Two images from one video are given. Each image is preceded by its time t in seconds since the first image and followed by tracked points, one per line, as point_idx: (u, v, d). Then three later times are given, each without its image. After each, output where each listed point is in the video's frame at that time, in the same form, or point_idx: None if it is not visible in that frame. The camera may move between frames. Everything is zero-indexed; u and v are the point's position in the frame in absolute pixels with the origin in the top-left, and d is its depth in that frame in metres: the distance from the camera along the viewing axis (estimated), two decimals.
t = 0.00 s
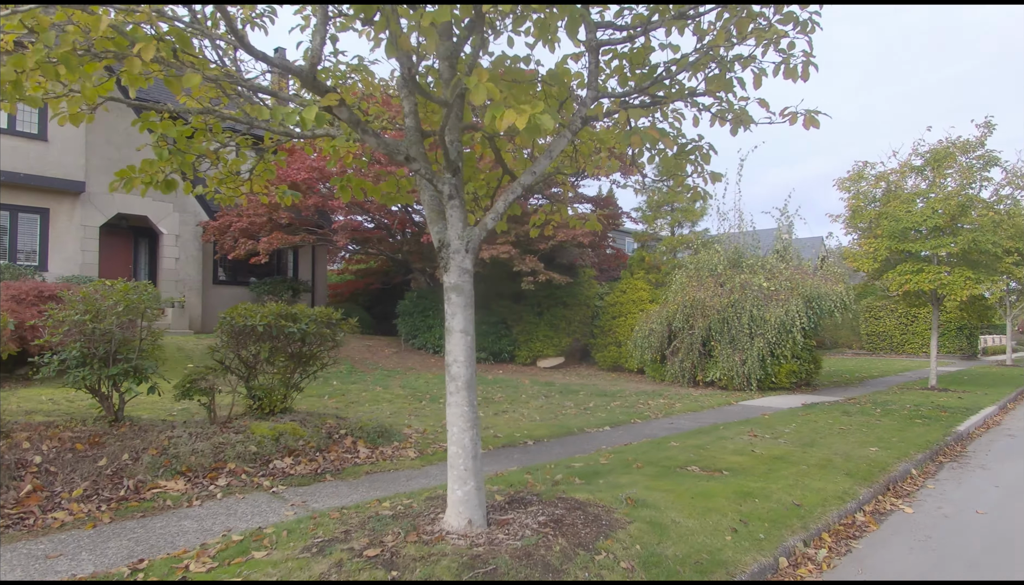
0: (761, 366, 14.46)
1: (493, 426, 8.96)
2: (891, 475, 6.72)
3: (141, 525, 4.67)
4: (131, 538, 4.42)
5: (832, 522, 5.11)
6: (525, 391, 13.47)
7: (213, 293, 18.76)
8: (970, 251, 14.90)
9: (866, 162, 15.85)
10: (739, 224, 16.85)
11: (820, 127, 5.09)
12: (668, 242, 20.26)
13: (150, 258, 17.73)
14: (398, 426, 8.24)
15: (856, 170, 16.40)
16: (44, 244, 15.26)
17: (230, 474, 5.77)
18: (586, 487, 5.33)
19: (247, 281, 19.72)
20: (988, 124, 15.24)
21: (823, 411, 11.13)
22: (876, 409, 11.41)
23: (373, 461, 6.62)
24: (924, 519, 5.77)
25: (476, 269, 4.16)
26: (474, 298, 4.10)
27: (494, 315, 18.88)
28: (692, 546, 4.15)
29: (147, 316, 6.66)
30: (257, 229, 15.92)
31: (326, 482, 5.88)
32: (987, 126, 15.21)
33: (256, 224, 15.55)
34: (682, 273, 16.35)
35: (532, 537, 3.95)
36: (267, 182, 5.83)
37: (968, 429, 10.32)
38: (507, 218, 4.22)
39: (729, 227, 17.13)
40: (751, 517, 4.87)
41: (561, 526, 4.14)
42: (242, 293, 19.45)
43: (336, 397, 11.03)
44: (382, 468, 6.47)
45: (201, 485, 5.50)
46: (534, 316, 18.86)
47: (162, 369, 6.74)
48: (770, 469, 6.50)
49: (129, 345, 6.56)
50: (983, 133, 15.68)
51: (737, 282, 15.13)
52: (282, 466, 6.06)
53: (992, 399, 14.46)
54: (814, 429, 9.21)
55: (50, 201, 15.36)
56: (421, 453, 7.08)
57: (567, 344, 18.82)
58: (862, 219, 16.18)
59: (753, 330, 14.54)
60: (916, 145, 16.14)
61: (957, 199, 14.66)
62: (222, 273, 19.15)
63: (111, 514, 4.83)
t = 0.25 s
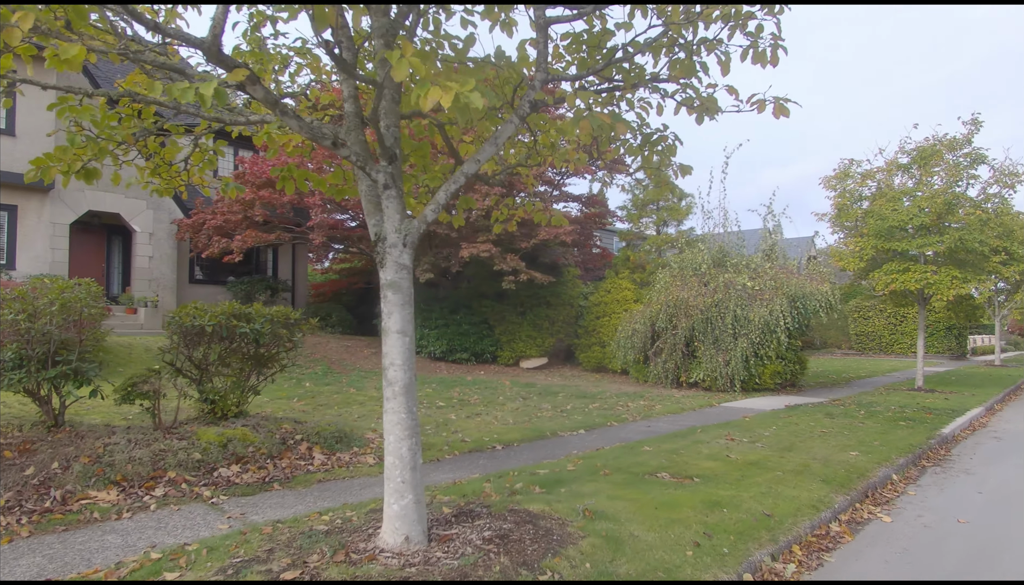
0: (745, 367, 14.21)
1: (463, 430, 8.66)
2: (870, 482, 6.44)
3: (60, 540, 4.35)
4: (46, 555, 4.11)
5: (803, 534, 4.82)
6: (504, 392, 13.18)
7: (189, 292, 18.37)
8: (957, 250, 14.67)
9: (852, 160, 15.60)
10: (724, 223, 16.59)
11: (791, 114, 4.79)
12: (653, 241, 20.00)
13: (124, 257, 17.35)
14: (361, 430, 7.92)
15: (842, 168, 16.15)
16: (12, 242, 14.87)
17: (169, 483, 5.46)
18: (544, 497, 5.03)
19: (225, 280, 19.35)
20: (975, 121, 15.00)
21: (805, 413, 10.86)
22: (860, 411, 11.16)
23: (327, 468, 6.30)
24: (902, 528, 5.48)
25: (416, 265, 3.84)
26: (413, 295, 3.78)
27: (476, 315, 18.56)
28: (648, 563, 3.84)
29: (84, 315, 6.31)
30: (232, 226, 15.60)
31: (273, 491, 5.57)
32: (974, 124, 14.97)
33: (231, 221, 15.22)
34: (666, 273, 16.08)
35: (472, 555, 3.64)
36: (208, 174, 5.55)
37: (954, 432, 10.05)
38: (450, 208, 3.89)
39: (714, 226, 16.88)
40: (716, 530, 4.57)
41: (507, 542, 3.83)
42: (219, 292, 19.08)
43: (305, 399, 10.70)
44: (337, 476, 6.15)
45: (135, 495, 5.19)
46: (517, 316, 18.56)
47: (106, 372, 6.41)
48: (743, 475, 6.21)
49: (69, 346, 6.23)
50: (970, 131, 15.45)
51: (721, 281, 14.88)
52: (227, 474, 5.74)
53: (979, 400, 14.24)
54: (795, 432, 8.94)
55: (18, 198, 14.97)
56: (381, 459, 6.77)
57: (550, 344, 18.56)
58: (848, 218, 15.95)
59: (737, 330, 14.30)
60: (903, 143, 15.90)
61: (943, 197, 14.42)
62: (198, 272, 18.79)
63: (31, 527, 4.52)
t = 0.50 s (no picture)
0: (731, 368, 13.94)
1: (433, 433, 8.33)
2: (851, 489, 6.14)
3: None
4: None
5: (777, 548, 4.50)
6: (484, 394, 12.87)
7: (166, 291, 18.00)
8: (946, 249, 14.41)
9: (840, 157, 15.33)
10: (710, 221, 16.30)
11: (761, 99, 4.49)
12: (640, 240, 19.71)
13: (99, 256, 16.96)
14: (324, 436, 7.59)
15: (831, 165, 15.87)
16: None
17: (104, 494, 5.14)
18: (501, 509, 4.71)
19: (204, 279, 18.99)
20: (965, 117, 14.71)
21: (790, 415, 10.58)
22: (846, 413, 10.88)
23: (280, 476, 5.98)
24: (884, 541, 5.17)
25: (350, 260, 3.51)
26: (346, 293, 3.45)
27: (459, 314, 18.23)
28: None
29: (21, 315, 5.98)
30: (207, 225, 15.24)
31: (217, 502, 5.25)
32: (965, 120, 14.68)
33: (206, 219, 14.86)
34: (652, 272, 15.79)
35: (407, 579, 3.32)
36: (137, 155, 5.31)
37: (942, 435, 9.77)
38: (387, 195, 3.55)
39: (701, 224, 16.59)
40: (682, 545, 4.25)
41: (448, 563, 3.52)
42: (198, 292, 18.71)
43: (275, 402, 10.35)
44: (290, 484, 5.83)
45: (65, 507, 4.88)
46: (501, 315, 18.26)
47: (46, 375, 6.07)
48: (718, 483, 5.90)
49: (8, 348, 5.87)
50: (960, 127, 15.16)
51: (706, 280, 14.62)
52: (169, 484, 5.42)
53: (968, 401, 13.99)
54: (777, 436, 8.64)
55: None
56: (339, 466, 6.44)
57: (534, 345, 18.32)
58: (835, 217, 15.70)
59: (723, 330, 14.03)
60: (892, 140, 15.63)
61: (932, 195, 14.15)
62: (176, 271, 18.42)
63: None
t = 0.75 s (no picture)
0: (717, 369, 13.67)
1: (402, 437, 8.02)
2: (831, 496, 5.84)
3: None
4: None
5: (746, 562, 4.20)
6: (463, 396, 12.56)
7: (145, 291, 17.64)
8: (937, 247, 14.14)
9: (829, 153, 15.04)
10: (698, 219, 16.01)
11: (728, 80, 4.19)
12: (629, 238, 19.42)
13: (75, 254, 16.62)
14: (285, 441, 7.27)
15: (820, 162, 15.58)
16: None
17: (33, 504, 4.83)
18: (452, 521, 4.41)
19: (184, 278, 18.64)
20: (957, 113, 14.33)
21: (775, 417, 10.30)
22: (832, 415, 10.60)
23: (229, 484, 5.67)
24: (863, 552, 4.87)
25: (270, 252, 3.19)
26: (265, 289, 3.14)
27: (444, 314, 17.93)
28: None
29: None
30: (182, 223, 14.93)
31: (155, 513, 4.94)
32: (956, 116, 14.31)
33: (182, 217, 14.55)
34: (638, 271, 15.50)
35: None
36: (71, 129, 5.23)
37: (930, 437, 9.48)
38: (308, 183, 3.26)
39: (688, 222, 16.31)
40: (642, 560, 3.96)
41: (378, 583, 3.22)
42: (178, 291, 18.37)
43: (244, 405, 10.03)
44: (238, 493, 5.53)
45: None
46: (487, 315, 17.96)
47: None
48: (691, 490, 5.60)
49: None
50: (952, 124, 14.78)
51: (693, 279, 14.36)
52: (107, 493, 5.11)
53: (959, 402, 13.73)
54: (759, 439, 8.34)
55: None
56: (295, 473, 6.13)
57: (520, 345, 18.05)
58: (824, 215, 15.43)
59: (709, 330, 13.76)
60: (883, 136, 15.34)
61: (922, 193, 13.87)
62: (156, 270, 18.07)
63: None
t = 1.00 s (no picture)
0: (704, 369, 13.42)
1: (370, 441, 7.70)
2: (810, 503, 5.57)
3: None
4: None
5: (711, 577, 3.93)
6: (443, 397, 12.27)
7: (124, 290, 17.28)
8: (927, 245, 13.88)
9: (818, 150, 14.75)
10: (686, 217, 15.71)
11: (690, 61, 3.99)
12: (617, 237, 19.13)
13: (52, 252, 16.29)
14: (245, 445, 6.97)
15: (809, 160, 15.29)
16: None
17: None
18: (400, 533, 4.13)
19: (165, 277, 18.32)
20: (948, 108, 13.85)
21: (760, 418, 10.03)
22: (819, 416, 10.33)
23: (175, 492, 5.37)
24: (839, 563, 4.60)
25: (174, 242, 2.97)
26: (168, 281, 2.90)
27: (429, 313, 17.63)
28: None
29: None
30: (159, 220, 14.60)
31: (90, 523, 4.65)
32: (947, 111, 13.83)
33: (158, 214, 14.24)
34: (624, 270, 15.23)
35: None
36: None
37: (918, 439, 9.20)
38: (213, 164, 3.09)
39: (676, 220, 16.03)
40: (598, 575, 3.68)
41: None
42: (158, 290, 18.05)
43: (212, 407, 9.72)
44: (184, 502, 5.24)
45: None
46: (472, 314, 17.68)
47: None
48: (662, 497, 5.33)
49: None
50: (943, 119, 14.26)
51: (680, 277, 14.11)
52: (40, 502, 4.82)
53: (950, 403, 13.48)
54: (742, 443, 8.03)
55: None
56: (249, 479, 5.84)
57: (505, 344, 17.77)
58: (813, 213, 15.17)
59: (695, 330, 13.51)
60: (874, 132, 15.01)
61: (913, 190, 13.57)
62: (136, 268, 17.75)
63: None
